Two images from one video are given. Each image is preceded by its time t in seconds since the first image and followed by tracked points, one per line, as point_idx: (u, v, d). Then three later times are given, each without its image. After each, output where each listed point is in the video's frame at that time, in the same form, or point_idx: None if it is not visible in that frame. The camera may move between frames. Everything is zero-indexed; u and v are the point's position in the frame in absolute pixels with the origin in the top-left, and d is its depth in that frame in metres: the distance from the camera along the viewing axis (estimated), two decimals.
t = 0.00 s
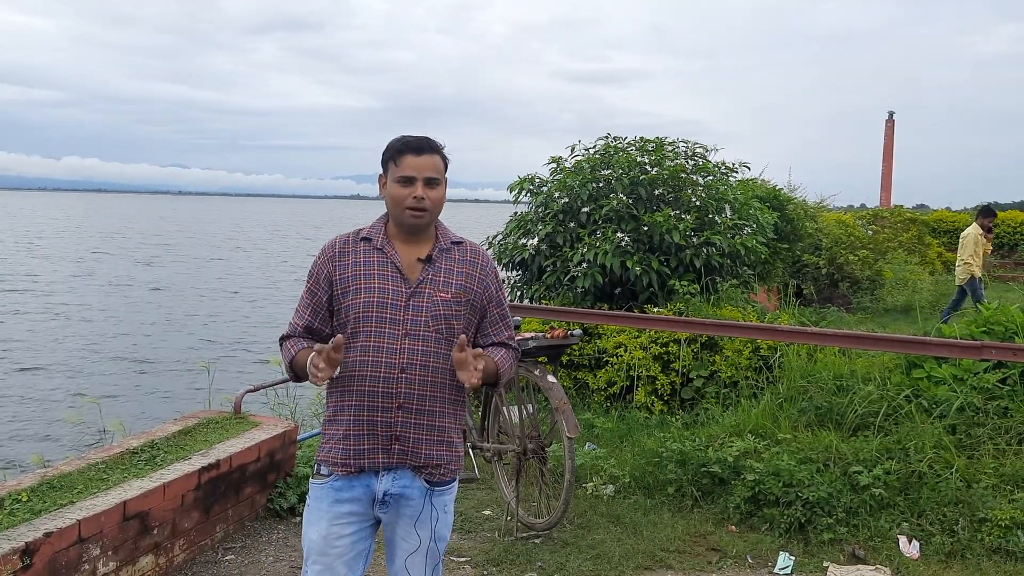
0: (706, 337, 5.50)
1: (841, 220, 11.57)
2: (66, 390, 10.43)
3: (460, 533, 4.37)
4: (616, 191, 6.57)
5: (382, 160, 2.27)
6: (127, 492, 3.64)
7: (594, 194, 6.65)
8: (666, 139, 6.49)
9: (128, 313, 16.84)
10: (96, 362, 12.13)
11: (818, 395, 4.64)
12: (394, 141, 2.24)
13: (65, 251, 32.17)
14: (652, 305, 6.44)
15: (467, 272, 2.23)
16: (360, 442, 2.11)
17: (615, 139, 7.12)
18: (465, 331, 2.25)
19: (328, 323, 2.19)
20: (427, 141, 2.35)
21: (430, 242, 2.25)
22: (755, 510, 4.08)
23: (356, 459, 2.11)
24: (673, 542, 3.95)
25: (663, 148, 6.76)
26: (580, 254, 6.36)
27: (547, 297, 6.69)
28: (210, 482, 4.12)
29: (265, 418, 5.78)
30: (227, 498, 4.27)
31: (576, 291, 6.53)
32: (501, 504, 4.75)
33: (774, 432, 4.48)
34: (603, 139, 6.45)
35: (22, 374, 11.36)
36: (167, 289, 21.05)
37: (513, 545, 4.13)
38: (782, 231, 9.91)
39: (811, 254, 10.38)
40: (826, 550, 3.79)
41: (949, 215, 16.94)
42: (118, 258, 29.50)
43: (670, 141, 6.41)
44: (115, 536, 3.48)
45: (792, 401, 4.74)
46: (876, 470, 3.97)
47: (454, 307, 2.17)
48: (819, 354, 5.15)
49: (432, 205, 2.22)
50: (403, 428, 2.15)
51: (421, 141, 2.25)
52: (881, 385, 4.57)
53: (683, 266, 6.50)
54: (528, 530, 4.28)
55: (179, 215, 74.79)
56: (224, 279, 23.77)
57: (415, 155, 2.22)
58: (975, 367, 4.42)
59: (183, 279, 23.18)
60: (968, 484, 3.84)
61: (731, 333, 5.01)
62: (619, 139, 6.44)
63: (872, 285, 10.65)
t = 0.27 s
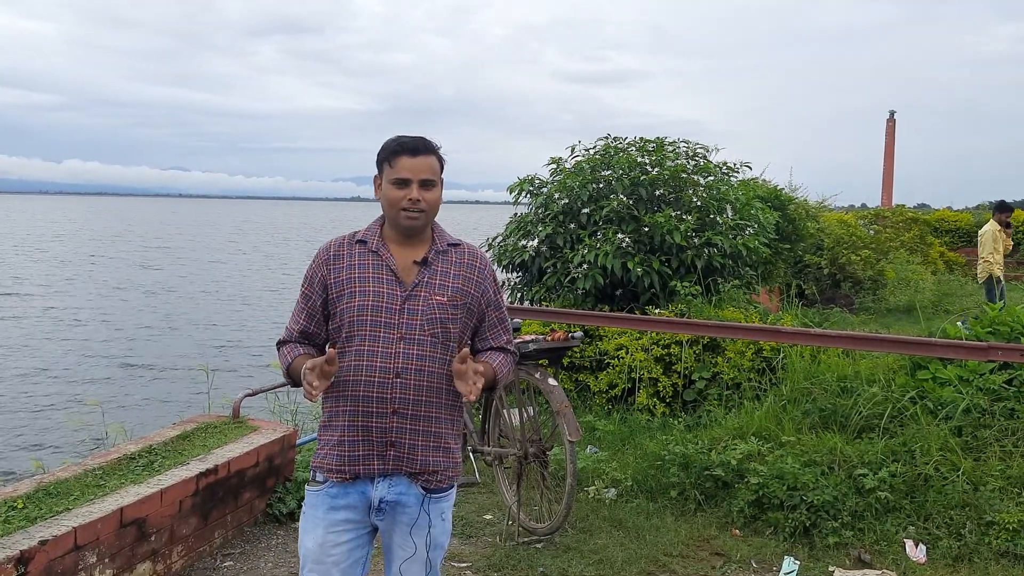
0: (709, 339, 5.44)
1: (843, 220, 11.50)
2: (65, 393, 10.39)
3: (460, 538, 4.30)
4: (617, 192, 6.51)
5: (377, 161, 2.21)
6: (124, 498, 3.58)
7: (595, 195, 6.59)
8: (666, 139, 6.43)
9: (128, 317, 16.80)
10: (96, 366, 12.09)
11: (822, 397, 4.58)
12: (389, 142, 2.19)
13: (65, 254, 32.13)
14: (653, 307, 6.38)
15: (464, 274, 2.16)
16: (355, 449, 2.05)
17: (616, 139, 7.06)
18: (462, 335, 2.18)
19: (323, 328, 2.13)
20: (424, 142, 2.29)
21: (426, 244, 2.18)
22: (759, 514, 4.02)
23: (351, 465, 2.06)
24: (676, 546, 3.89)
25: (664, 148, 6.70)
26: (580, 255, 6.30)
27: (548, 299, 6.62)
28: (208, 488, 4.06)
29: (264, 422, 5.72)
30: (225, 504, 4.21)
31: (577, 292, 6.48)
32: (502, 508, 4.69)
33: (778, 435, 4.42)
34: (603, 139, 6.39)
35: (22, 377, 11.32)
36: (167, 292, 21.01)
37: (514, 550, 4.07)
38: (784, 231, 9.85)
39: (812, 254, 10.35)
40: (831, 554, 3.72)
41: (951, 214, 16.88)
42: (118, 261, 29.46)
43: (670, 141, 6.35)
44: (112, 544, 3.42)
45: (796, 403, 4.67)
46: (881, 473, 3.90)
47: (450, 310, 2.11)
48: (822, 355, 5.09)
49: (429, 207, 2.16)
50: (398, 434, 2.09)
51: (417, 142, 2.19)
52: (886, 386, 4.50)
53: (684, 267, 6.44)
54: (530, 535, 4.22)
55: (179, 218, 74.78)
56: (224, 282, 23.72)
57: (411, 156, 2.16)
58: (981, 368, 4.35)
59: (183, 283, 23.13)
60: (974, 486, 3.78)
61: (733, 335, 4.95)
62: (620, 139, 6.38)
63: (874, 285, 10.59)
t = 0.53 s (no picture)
0: (708, 341, 5.38)
1: (843, 222, 11.45)
2: (64, 397, 10.35)
3: (458, 543, 4.25)
4: (616, 194, 6.46)
5: (372, 163, 2.17)
6: (116, 503, 3.53)
7: (594, 197, 6.53)
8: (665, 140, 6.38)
9: (128, 320, 16.75)
10: (95, 369, 12.05)
11: (823, 400, 4.52)
12: (384, 143, 2.14)
13: (66, 258, 32.11)
14: (653, 309, 6.33)
15: (460, 278, 2.11)
16: (347, 453, 2.00)
17: (615, 140, 7.01)
18: (457, 340, 2.13)
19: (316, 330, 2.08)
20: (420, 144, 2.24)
21: (422, 247, 2.14)
22: (759, 518, 3.96)
23: (343, 470, 2.00)
24: (676, 551, 3.83)
25: (663, 149, 6.64)
26: (579, 257, 6.25)
27: (547, 301, 6.57)
28: (203, 492, 4.01)
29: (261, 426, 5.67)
30: (220, 508, 4.16)
31: (576, 295, 6.42)
32: (500, 512, 4.63)
33: (778, 438, 4.36)
34: (602, 141, 6.33)
35: (20, 381, 11.28)
36: (167, 295, 20.98)
37: (512, 555, 4.02)
38: (785, 232, 9.80)
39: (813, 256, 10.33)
40: (832, 558, 3.66)
41: (952, 215, 16.82)
42: (118, 264, 29.43)
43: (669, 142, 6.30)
44: (104, 549, 3.37)
45: (796, 405, 4.62)
46: (882, 476, 3.85)
47: (445, 315, 2.06)
48: (823, 358, 5.03)
49: (424, 209, 2.11)
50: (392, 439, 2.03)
51: (412, 143, 2.14)
52: (887, 389, 4.44)
53: (684, 269, 6.39)
54: (528, 539, 4.17)
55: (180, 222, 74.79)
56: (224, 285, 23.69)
57: (406, 157, 2.11)
58: (982, 370, 4.29)
59: (183, 286, 23.10)
60: (976, 490, 3.72)
61: (733, 337, 4.90)
62: (619, 140, 6.33)
63: (875, 286, 10.52)
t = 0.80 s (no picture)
0: (709, 342, 5.35)
1: (845, 223, 11.40)
2: (64, 398, 10.33)
3: (457, 545, 4.22)
4: (617, 194, 6.43)
5: (368, 160, 2.14)
6: (113, 505, 3.50)
7: (595, 197, 6.50)
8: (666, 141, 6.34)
9: (128, 321, 16.74)
10: (96, 370, 12.04)
11: (825, 401, 4.48)
12: (380, 140, 2.11)
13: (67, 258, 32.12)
14: (654, 310, 6.29)
15: (458, 278, 2.08)
16: (344, 455, 1.97)
17: (616, 141, 6.98)
18: (455, 340, 2.10)
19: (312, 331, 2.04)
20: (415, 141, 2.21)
21: (419, 245, 2.10)
22: (760, 520, 3.92)
23: (340, 471, 1.97)
24: (676, 553, 3.79)
25: (665, 150, 6.61)
26: (580, 257, 6.22)
27: (548, 302, 6.54)
28: (201, 493, 3.98)
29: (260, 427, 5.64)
30: (218, 510, 4.13)
31: (576, 295, 6.39)
32: (500, 514, 4.60)
33: (779, 440, 4.32)
34: (603, 141, 6.30)
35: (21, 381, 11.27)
36: (169, 296, 20.98)
37: (511, 557, 3.98)
38: (787, 234, 9.76)
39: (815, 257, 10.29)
40: (834, 561, 3.62)
41: (955, 216, 16.76)
42: (120, 265, 29.43)
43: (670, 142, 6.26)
44: (101, 551, 3.35)
45: (798, 407, 4.58)
46: (884, 479, 3.81)
47: (443, 315, 2.03)
48: (824, 359, 5.00)
49: (422, 203, 2.08)
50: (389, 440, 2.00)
51: (409, 138, 2.12)
52: (889, 391, 4.40)
53: (685, 270, 6.36)
54: (527, 541, 4.13)
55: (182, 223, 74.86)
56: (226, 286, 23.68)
57: (403, 153, 2.08)
58: (986, 372, 4.25)
59: (184, 286, 23.08)
60: (978, 493, 3.68)
61: (735, 338, 4.86)
62: (620, 141, 6.29)
63: (878, 287, 10.47)
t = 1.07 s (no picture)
0: (714, 344, 5.33)
1: (850, 224, 11.37)
2: (69, 400, 10.34)
3: (461, 547, 4.20)
4: (622, 195, 6.41)
5: (373, 161, 2.12)
6: (117, 507, 3.49)
7: (599, 199, 6.49)
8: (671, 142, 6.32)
9: (133, 322, 16.76)
10: (100, 372, 12.05)
11: (831, 403, 4.46)
12: (386, 141, 2.10)
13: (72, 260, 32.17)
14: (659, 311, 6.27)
15: (463, 279, 2.06)
16: (350, 458, 1.95)
17: (621, 142, 6.96)
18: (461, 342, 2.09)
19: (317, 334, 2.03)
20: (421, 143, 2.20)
21: (425, 246, 2.08)
22: (766, 522, 3.90)
23: (346, 474, 1.96)
24: (682, 556, 3.78)
25: (669, 151, 6.59)
26: (584, 259, 6.20)
27: (552, 304, 6.52)
28: (205, 495, 3.97)
29: (264, 429, 5.63)
30: (222, 512, 4.11)
31: (581, 297, 6.37)
32: (504, 516, 4.58)
33: (785, 442, 4.30)
34: (607, 142, 6.29)
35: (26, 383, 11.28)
36: (173, 298, 21.00)
37: (516, 560, 3.97)
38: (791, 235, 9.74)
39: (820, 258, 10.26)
40: (840, 564, 3.60)
41: (960, 217, 16.71)
42: (124, 267, 29.46)
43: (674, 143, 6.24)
44: (105, 553, 3.33)
45: (804, 409, 4.56)
46: (891, 481, 3.78)
47: (449, 316, 2.01)
48: (830, 361, 4.97)
49: (429, 203, 2.06)
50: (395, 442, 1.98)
51: (415, 139, 2.11)
52: (895, 393, 4.38)
53: (690, 271, 6.34)
54: (532, 544, 4.12)
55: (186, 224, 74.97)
56: (230, 287, 23.69)
57: (409, 152, 2.07)
58: (992, 373, 4.22)
59: (188, 288, 23.10)
60: (986, 495, 3.65)
61: (740, 340, 4.84)
62: (624, 142, 6.28)
63: (883, 289, 10.42)
